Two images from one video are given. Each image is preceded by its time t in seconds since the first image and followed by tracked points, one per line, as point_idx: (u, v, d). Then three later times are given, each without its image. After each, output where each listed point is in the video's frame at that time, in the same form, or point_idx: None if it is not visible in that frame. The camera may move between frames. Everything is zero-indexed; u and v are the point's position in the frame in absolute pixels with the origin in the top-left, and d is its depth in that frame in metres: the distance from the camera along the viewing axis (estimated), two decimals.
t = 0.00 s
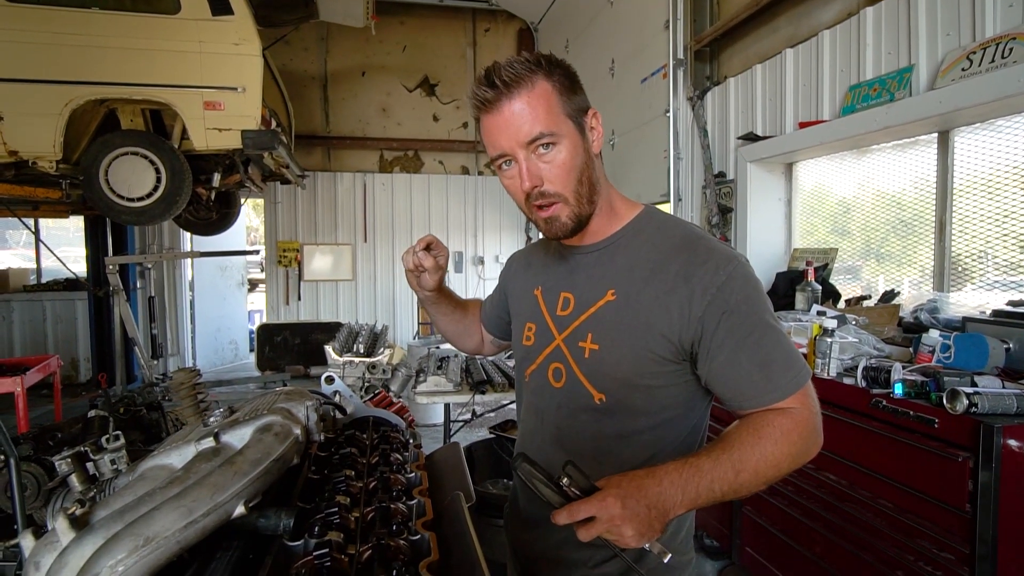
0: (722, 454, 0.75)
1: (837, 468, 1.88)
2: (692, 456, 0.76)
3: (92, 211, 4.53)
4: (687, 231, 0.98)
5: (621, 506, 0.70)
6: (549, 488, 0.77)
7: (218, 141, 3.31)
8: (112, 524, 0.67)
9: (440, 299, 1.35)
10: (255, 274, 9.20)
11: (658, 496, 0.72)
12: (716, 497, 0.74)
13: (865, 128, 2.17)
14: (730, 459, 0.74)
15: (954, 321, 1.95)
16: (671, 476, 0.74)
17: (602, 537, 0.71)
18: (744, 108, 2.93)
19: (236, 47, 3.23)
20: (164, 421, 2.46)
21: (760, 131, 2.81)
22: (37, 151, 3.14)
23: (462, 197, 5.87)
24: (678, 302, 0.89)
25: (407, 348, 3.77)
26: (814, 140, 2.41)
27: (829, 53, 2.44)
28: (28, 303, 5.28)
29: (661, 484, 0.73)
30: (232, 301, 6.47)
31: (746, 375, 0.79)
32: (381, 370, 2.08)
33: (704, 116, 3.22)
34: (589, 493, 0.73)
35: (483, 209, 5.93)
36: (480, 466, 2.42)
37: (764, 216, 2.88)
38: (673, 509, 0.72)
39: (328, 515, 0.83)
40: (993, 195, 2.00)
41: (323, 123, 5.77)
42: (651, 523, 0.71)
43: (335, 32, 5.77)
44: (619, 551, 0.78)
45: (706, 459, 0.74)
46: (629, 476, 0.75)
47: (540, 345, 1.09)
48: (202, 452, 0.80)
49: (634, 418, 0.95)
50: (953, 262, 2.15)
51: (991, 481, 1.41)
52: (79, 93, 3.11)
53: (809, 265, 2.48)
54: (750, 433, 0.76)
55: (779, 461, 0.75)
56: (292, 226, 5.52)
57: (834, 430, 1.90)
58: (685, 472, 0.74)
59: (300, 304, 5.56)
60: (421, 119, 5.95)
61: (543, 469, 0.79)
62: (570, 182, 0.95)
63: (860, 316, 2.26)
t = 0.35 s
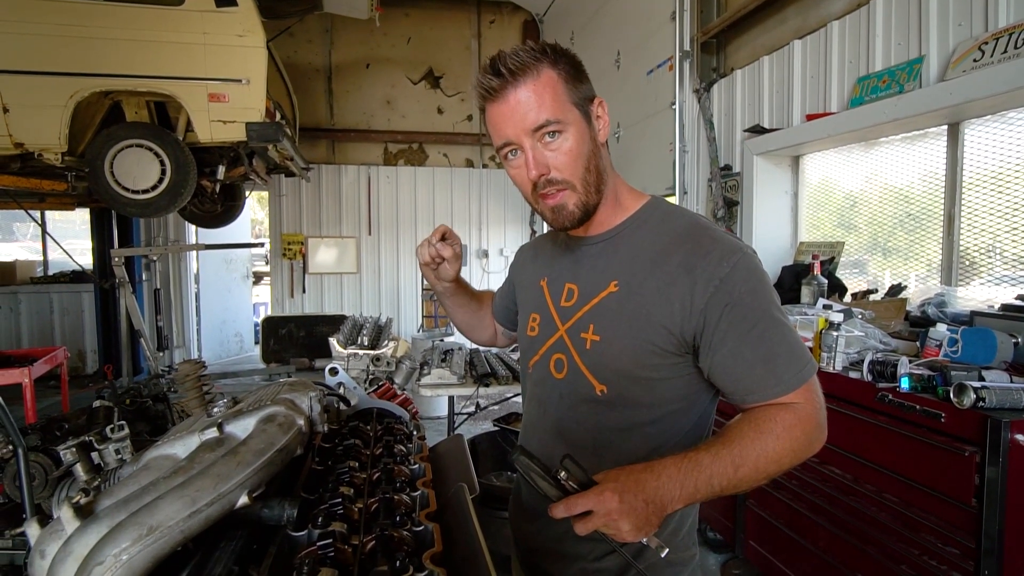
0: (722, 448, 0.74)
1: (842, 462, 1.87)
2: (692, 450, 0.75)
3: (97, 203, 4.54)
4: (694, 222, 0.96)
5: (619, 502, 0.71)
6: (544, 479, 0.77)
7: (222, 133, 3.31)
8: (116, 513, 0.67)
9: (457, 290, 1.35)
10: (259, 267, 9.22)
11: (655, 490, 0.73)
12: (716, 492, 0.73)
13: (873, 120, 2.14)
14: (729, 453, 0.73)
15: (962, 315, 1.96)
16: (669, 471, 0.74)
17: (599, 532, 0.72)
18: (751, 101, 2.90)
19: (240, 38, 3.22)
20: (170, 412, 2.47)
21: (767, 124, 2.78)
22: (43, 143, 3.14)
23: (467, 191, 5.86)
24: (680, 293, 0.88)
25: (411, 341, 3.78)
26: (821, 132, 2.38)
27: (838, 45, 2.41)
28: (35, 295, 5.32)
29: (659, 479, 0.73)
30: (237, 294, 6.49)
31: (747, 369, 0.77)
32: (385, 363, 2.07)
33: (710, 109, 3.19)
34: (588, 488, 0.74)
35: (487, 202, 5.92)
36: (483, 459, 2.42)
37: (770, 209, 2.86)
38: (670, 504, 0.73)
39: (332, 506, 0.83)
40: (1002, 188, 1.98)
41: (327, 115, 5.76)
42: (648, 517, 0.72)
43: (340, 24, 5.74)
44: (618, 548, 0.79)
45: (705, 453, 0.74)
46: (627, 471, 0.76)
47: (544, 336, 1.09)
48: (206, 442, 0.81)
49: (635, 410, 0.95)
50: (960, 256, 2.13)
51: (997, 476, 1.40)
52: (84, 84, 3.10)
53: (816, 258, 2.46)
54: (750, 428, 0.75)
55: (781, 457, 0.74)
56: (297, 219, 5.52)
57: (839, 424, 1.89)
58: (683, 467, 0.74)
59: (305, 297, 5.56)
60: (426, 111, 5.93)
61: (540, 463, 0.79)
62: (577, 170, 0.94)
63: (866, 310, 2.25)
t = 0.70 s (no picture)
0: (726, 458, 0.73)
1: (843, 462, 1.87)
2: (695, 463, 0.74)
3: (99, 202, 4.55)
4: (693, 220, 0.96)
5: (629, 522, 0.70)
6: (555, 509, 0.77)
7: (224, 131, 3.31)
8: (116, 512, 0.67)
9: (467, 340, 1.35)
10: (261, 266, 9.23)
11: (663, 508, 0.71)
12: (722, 501, 0.73)
13: (876, 119, 2.13)
14: (734, 463, 0.73)
15: (965, 314, 1.97)
16: (676, 486, 0.72)
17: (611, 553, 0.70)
18: (753, 99, 2.90)
19: (241, 37, 3.22)
20: (171, 410, 2.47)
21: (768, 122, 2.78)
22: (45, 141, 3.14)
23: (468, 189, 5.85)
24: (683, 293, 0.87)
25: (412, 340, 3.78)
26: (823, 131, 2.38)
27: (840, 43, 2.40)
28: (37, 292, 5.33)
29: (665, 496, 0.71)
30: (239, 293, 6.49)
31: (752, 369, 0.77)
32: (386, 362, 2.07)
33: (712, 107, 3.18)
34: (597, 512, 0.72)
35: (489, 201, 5.91)
36: (484, 458, 2.42)
37: (772, 208, 2.85)
38: (679, 519, 0.71)
39: (332, 505, 0.83)
40: (1005, 186, 1.97)
41: (328, 114, 5.75)
42: (658, 534, 0.70)
43: (341, 22, 5.74)
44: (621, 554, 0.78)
45: (708, 465, 0.73)
46: (633, 490, 0.73)
47: (546, 338, 1.09)
48: (205, 441, 0.81)
49: (637, 410, 0.94)
50: (963, 255, 2.12)
51: (1000, 476, 1.39)
52: (86, 83, 3.10)
53: (817, 257, 2.46)
54: (752, 434, 0.75)
55: (785, 460, 0.74)
56: (298, 217, 5.52)
57: (841, 423, 1.88)
58: (688, 481, 0.72)
59: (306, 295, 5.57)
60: (427, 110, 5.92)
61: (548, 493, 0.79)
62: (576, 171, 0.94)
63: (868, 309, 2.25)
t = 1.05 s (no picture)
0: (721, 463, 0.74)
1: (846, 468, 1.87)
2: (690, 467, 0.75)
3: (102, 206, 4.57)
4: (691, 226, 0.96)
5: (619, 519, 0.70)
6: (546, 501, 0.78)
7: (227, 136, 3.32)
8: (117, 515, 0.67)
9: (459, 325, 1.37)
10: (263, 270, 9.25)
11: (655, 510, 0.72)
12: (717, 506, 0.73)
13: (877, 125, 2.14)
14: (729, 467, 0.73)
15: (968, 322, 1.92)
16: (669, 489, 0.73)
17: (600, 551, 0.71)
18: (754, 105, 2.90)
19: (245, 42, 3.24)
20: (173, 414, 2.48)
21: (770, 127, 2.78)
22: (49, 145, 3.16)
23: (470, 194, 5.87)
24: (679, 301, 0.87)
25: (414, 345, 3.78)
26: (825, 136, 2.38)
27: (841, 49, 2.41)
28: (40, 296, 5.35)
29: (658, 497, 0.72)
30: (241, 296, 6.51)
31: (749, 378, 0.77)
32: (388, 366, 2.06)
33: (713, 112, 3.19)
34: (587, 507, 0.73)
35: (491, 205, 5.92)
36: (485, 463, 2.41)
37: (773, 213, 2.85)
38: (670, 521, 0.72)
39: (332, 509, 0.83)
40: (1008, 193, 1.97)
41: (331, 118, 5.78)
42: (648, 535, 0.71)
43: (344, 28, 5.77)
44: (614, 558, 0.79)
45: (703, 469, 0.74)
46: (627, 489, 0.74)
47: (547, 344, 1.09)
48: (207, 445, 0.81)
49: (637, 416, 0.95)
50: (966, 261, 2.13)
51: (1003, 483, 1.39)
52: (90, 88, 3.12)
53: (819, 262, 2.46)
54: (750, 440, 0.75)
55: (782, 466, 0.74)
56: (300, 221, 5.53)
57: (843, 429, 1.88)
58: (683, 483, 0.73)
59: (308, 299, 5.58)
60: (429, 115, 5.95)
61: (541, 483, 0.81)
62: (543, 196, 0.94)
63: (870, 315, 2.24)
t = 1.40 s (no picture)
0: (716, 432, 0.72)
1: (852, 471, 1.86)
2: (685, 437, 0.74)
3: (111, 207, 4.61)
4: (678, 211, 0.96)
5: (602, 481, 0.73)
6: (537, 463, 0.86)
7: (234, 138, 3.35)
8: (126, 512, 0.68)
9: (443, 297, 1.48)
10: (270, 271, 9.29)
11: (644, 478, 0.72)
12: (714, 477, 0.71)
13: (884, 126, 2.13)
14: (723, 435, 0.71)
15: (976, 323, 1.91)
16: (660, 456, 0.73)
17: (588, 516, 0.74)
18: (760, 106, 2.89)
19: (253, 45, 3.26)
20: (180, 414, 2.49)
21: (776, 129, 2.77)
22: (59, 148, 3.20)
23: (475, 196, 5.88)
24: (660, 286, 0.88)
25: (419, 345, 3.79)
26: (832, 137, 2.37)
27: (848, 50, 2.40)
28: (50, 297, 5.40)
29: (648, 465, 0.72)
30: (247, 297, 6.54)
31: (742, 348, 0.75)
32: (393, 368, 2.06)
33: (719, 114, 3.19)
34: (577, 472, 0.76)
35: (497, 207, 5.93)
36: (490, 464, 2.41)
37: (780, 215, 2.84)
38: (662, 491, 0.71)
39: (338, 509, 0.84)
40: (1017, 194, 1.96)
41: (337, 120, 5.80)
42: (636, 502, 0.71)
43: (350, 30, 5.79)
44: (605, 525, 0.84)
45: (696, 438, 0.73)
46: (620, 457, 0.75)
47: (546, 344, 1.09)
48: (214, 444, 0.82)
49: (635, 408, 0.95)
50: (974, 263, 2.11)
51: (1012, 486, 1.38)
52: (100, 91, 3.15)
53: (825, 264, 2.45)
54: (750, 409, 0.72)
55: (787, 435, 0.70)
56: (306, 223, 5.56)
57: (848, 431, 1.87)
58: (674, 452, 0.72)
59: (314, 300, 5.60)
60: (435, 117, 5.96)
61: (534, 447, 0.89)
62: (518, 174, 1.01)
63: (877, 317, 2.23)
